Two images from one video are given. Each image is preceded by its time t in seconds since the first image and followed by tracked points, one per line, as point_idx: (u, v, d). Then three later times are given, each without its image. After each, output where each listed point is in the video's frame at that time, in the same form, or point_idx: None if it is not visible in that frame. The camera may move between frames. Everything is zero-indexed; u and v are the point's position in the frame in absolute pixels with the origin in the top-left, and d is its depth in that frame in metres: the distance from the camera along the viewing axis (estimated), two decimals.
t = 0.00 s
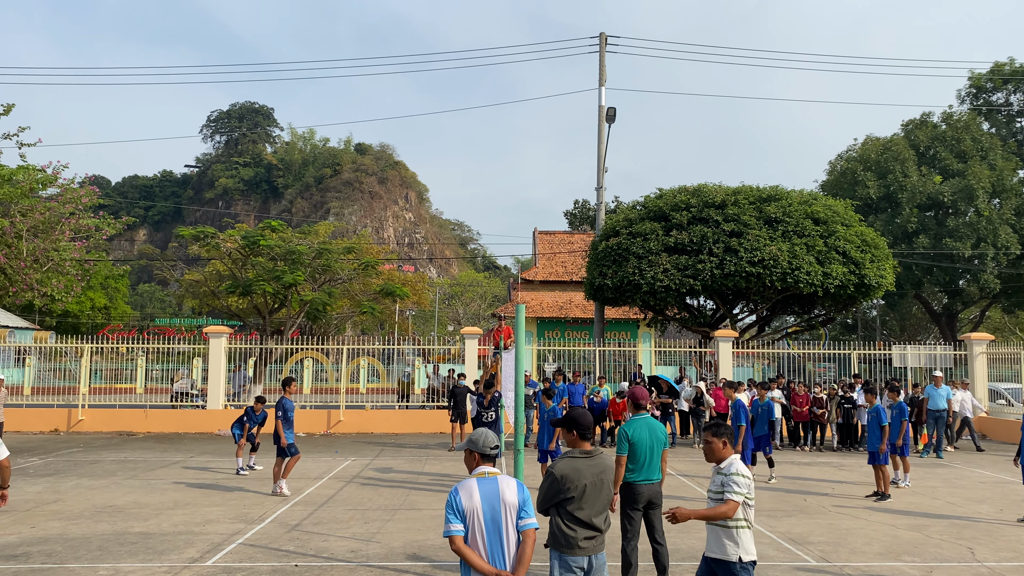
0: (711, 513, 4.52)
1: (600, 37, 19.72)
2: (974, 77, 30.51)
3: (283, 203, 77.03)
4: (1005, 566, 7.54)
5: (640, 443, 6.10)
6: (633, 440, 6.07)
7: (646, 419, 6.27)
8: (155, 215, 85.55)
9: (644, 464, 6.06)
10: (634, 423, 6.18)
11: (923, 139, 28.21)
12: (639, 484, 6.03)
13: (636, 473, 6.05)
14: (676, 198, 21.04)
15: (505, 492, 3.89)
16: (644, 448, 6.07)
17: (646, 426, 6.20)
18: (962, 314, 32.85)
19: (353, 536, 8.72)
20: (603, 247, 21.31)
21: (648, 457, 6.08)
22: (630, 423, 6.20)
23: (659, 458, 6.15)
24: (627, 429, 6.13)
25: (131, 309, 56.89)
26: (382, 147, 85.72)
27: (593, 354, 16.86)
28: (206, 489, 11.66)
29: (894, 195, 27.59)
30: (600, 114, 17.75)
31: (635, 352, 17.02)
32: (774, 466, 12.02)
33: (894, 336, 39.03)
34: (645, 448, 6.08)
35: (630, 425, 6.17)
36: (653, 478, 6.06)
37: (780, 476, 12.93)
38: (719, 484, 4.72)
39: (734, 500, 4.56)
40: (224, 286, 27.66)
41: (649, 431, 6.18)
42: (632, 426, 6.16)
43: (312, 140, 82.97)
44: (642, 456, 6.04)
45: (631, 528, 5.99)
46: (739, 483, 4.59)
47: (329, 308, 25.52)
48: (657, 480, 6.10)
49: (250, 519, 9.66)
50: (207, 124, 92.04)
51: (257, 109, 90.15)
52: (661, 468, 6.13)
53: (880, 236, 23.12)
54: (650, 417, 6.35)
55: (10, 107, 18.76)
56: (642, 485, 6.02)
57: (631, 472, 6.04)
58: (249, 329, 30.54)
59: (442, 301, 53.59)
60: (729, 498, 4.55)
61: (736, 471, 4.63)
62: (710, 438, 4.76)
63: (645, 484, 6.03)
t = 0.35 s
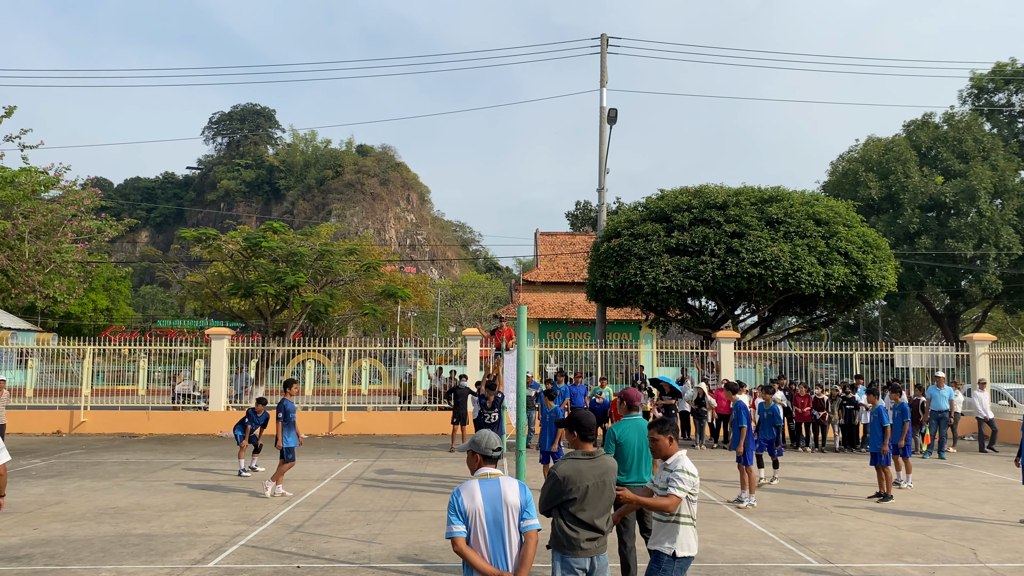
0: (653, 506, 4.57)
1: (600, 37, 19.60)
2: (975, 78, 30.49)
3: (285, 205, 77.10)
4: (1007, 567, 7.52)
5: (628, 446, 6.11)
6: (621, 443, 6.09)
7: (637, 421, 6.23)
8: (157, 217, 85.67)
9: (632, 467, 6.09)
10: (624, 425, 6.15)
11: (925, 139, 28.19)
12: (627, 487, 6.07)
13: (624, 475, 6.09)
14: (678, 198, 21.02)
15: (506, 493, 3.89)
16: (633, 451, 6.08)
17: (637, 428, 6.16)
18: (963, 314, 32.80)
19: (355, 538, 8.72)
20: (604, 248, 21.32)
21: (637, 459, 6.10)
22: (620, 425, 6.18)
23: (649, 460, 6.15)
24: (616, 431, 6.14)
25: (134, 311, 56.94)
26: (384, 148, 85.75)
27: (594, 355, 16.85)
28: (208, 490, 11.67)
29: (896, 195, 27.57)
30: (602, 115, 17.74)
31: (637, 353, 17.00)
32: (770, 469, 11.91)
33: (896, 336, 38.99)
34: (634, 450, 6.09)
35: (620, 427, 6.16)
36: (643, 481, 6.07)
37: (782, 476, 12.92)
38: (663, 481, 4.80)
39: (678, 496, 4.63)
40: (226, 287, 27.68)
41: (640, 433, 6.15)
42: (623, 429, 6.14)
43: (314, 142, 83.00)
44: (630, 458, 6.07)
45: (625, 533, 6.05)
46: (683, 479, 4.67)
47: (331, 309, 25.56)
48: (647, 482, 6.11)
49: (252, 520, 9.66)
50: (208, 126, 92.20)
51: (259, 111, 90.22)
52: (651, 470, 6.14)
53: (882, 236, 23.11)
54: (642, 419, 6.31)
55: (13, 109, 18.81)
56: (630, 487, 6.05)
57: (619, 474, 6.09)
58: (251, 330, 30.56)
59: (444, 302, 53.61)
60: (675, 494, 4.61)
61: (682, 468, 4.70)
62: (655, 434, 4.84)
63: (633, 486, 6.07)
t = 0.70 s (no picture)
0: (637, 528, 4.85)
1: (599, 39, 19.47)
2: (974, 79, 30.53)
3: (284, 207, 77.12)
4: (1007, 568, 7.53)
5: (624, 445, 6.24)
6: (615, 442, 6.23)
7: (633, 422, 6.30)
8: (156, 219, 85.72)
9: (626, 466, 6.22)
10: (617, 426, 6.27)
11: (923, 141, 28.22)
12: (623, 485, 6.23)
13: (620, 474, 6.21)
14: (677, 200, 21.02)
15: (505, 495, 3.89)
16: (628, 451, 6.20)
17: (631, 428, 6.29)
18: (962, 316, 32.80)
19: (354, 540, 8.72)
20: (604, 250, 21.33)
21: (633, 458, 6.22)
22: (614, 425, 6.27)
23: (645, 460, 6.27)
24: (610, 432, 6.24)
25: (133, 313, 56.94)
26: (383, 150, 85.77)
27: (594, 357, 16.84)
28: (207, 492, 11.68)
29: (894, 197, 27.60)
30: (601, 117, 17.75)
31: (636, 354, 17.00)
32: (769, 472, 11.84)
33: (895, 338, 39.01)
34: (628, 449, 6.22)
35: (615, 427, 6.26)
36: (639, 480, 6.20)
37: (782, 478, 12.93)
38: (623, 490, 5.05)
39: (654, 506, 4.94)
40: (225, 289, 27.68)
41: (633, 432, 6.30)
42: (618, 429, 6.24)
43: (313, 144, 83.02)
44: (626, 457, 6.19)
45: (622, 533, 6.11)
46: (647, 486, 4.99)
47: (330, 311, 25.59)
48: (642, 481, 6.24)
49: (252, 523, 9.66)
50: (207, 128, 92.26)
51: (258, 113, 90.20)
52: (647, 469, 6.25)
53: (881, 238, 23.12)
54: (637, 419, 6.37)
55: (11, 112, 18.85)
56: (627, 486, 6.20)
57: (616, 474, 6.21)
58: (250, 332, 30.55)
59: (443, 304, 53.62)
60: (654, 505, 4.93)
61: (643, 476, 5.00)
62: (606, 440, 5.13)
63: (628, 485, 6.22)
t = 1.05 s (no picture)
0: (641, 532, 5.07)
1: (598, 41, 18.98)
2: (971, 81, 30.57)
3: (282, 208, 77.08)
4: (1004, 569, 7.52)
5: (623, 447, 6.19)
6: (615, 444, 6.17)
7: (631, 423, 6.28)
8: (153, 220, 85.65)
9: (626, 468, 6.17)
10: (616, 427, 6.22)
11: (920, 142, 28.27)
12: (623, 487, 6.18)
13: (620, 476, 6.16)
14: (674, 201, 21.02)
15: (502, 497, 3.88)
16: (628, 453, 6.16)
17: (630, 430, 6.24)
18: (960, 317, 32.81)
19: (351, 542, 8.70)
20: (601, 251, 21.36)
21: (632, 461, 6.18)
22: (613, 426, 6.24)
23: (643, 462, 6.25)
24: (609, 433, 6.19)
25: (130, 314, 56.88)
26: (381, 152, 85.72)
27: (591, 358, 16.83)
28: (205, 494, 11.65)
29: (891, 198, 27.65)
30: (598, 118, 17.73)
31: (634, 355, 17.00)
32: (774, 474, 11.80)
33: (893, 339, 39.04)
34: (628, 451, 6.18)
35: (614, 429, 6.22)
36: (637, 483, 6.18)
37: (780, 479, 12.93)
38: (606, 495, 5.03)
39: (637, 504, 5.03)
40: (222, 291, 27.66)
41: (633, 435, 6.24)
42: (616, 430, 6.21)
43: (311, 145, 82.99)
44: (626, 459, 6.14)
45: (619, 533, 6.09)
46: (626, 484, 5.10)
47: (327, 313, 25.60)
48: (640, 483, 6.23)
49: (249, 524, 9.64)
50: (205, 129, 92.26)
51: (256, 114, 90.15)
52: (645, 471, 6.24)
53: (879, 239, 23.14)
54: (635, 420, 6.34)
55: (8, 114, 18.85)
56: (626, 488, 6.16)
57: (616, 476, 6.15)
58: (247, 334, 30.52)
59: (441, 305, 53.62)
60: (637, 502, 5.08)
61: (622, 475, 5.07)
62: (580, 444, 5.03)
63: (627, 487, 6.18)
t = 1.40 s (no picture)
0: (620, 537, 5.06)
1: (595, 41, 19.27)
2: (967, 80, 30.63)
3: (279, 208, 77.01)
4: (1001, 569, 7.53)
5: (624, 446, 6.15)
6: (616, 444, 6.13)
7: (629, 424, 6.28)
8: (150, 220, 85.53)
9: (627, 468, 6.10)
10: (616, 427, 6.21)
11: (917, 142, 28.34)
12: (623, 487, 6.10)
13: (619, 476, 6.10)
14: (671, 201, 21.01)
15: (501, 497, 3.87)
16: (628, 453, 6.12)
17: (630, 430, 6.23)
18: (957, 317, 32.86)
19: (349, 542, 8.68)
20: (598, 251, 21.38)
21: (632, 461, 6.13)
22: (613, 426, 6.22)
23: (643, 461, 6.20)
24: (609, 433, 6.17)
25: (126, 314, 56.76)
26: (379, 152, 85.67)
27: (588, 357, 16.83)
28: (202, 495, 11.62)
29: (888, 198, 27.73)
30: (596, 118, 17.72)
31: (631, 355, 16.98)
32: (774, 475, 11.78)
33: (890, 339, 39.09)
34: (628, 451, 6.13)
35: (614, 429, 6.19)
36: (637, 482, 6.11)
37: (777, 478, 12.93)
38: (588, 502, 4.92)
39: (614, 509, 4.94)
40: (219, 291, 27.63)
41: (632, 435, 6.21)
42: (616, 430, 6.18)
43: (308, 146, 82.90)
44: (626, 459, 6.09)
45: (618, 533, 6.01)
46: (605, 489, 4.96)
47: (324, 313, 25.57)
48: (640, 483, 6.16)
49: (246, 525, 9.62)
50: (202, 130, 92.15)
51: (253, 114, 90.06)
52: (644, 471, 6.19)
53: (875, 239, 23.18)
54: (633, 421, 6.35)
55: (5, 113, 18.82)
56: (625, 488, 6.10)
57: (615, 476, 6.09)
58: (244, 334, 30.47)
59: (438, 306, 53.59)
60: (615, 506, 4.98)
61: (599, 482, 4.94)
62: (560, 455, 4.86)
63: (628, 487, 6.10)
